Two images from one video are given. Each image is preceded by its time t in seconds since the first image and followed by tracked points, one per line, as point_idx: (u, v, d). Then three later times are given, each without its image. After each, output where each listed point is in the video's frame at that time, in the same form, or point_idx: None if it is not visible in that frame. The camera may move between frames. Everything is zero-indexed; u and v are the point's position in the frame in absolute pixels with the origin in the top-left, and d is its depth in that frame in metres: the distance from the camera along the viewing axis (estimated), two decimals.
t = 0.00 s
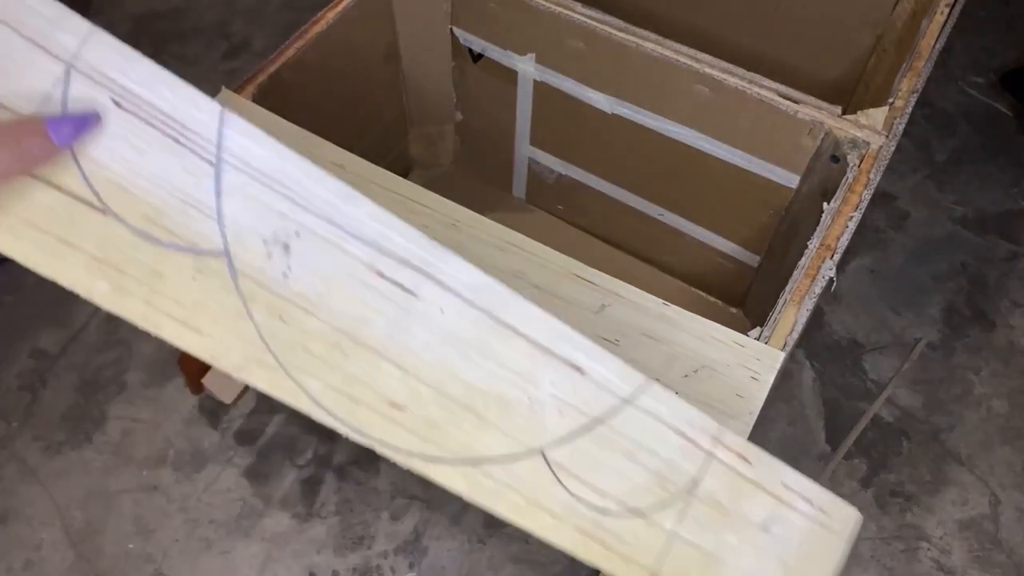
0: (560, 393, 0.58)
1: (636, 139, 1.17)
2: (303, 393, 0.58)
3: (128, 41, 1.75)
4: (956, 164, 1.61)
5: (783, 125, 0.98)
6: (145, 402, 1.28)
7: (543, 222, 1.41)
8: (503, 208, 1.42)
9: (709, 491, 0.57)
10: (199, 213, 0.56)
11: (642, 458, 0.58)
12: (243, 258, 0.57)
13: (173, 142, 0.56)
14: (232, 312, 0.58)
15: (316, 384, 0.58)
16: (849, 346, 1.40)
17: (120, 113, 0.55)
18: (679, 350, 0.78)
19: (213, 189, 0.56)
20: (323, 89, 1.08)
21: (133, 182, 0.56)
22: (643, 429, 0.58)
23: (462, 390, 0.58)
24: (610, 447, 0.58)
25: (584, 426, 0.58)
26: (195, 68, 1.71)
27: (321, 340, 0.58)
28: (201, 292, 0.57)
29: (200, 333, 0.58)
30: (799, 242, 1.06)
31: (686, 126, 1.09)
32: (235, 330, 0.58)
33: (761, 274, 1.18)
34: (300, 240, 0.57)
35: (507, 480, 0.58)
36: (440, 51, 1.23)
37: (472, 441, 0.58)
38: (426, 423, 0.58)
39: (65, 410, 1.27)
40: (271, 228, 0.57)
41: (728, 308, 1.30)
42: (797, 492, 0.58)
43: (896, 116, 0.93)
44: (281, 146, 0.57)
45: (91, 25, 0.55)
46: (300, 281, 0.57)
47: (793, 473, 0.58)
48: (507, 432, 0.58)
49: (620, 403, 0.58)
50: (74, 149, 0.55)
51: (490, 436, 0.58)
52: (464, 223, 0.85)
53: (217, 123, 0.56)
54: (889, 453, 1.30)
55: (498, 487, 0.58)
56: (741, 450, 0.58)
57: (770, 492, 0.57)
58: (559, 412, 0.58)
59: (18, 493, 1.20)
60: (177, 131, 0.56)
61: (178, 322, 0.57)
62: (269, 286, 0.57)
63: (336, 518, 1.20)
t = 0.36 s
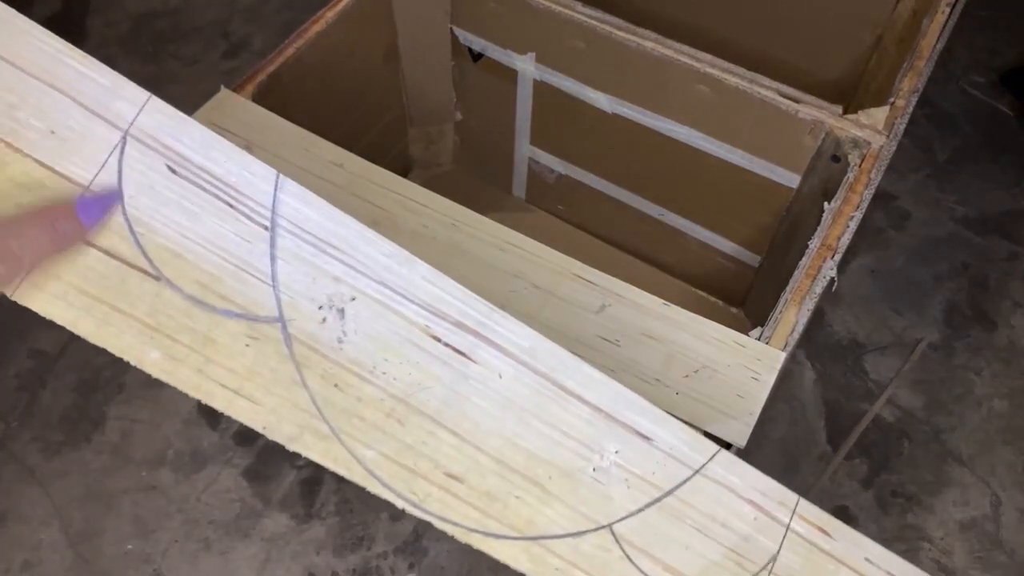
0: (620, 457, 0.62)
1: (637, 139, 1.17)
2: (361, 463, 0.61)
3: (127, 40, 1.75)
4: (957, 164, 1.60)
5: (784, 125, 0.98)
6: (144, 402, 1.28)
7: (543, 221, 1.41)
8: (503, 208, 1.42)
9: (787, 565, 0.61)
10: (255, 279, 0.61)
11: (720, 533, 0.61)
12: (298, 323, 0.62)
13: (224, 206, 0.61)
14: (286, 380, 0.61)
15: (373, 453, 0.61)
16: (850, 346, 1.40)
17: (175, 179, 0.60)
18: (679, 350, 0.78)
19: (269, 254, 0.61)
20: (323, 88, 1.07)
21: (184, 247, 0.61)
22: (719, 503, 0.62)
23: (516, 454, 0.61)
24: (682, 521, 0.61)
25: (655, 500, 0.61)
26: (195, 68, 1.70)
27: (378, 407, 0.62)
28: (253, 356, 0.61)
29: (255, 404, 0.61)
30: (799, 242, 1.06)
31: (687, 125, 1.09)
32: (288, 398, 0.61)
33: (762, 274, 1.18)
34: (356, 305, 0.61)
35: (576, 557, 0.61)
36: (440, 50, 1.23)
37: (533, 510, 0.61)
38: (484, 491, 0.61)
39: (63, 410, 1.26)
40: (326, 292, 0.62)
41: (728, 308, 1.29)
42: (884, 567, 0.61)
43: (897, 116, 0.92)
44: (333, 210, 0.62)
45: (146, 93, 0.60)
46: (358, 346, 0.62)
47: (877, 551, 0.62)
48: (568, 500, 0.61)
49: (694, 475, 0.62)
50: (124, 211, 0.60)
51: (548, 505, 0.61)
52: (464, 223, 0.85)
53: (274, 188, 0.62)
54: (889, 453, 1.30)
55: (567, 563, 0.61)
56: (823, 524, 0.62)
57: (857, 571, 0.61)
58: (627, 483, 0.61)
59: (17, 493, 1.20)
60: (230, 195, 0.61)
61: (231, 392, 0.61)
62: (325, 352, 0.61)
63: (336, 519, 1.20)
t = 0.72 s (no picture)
0: (619, 432, 0.62)
1: (637, 138, 1.17)
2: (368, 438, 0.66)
3: (127, 40, 1.75)
4: (957, 164, 1.60)
5: (783, 125, 0.98)
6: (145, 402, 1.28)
7: (543, 222, 1.41)
8: (503, 208, 1.42)
9: (791, 533, 0.60)
10: (253, 258, 0.64)
11: (722, 503, 0.61)
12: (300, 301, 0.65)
13: (219, 185, 0.63)
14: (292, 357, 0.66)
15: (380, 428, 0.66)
16: (850, 346, 1.40)
17: (169, 160, 0.63)
18: (680, 350, 0.77)
19: (267, 235, 0.63)
20: (323, 88, 1.07)
21: (179, 227, 0.65)
22: (722, 473, 0.61)
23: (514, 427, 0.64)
24: (686, 491, 0.61)
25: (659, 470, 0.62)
26: (195, 68, 1.70)
27: (380, 383, 0.64)
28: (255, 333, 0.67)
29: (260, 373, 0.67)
30: (799, 242, 1.06)
31: (686, 125, 1.09)
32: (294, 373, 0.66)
33: (762, 274, 1.18)
34: (354, 282, 0.63)
35: (579, 525, 0.64)
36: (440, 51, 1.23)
37: (534, 481, 0.64)
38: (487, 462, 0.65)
39: (64, 410, 1.26)
40: (325, 271, 0.63)
41: (727, 308, 1.29)
42: (890, 533, 0.60)
43: (897, 116, 0.92)
44: (327, 188, 0.63)
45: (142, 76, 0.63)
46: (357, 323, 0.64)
47: (884, 517, 0.60)
48: (569, 471, 0.63)
49: (695, 446, 0.61)
50: (123, 194, 0.65)
51: (551, 476, 0.63)
52: (465, 223, 0.85)
53: (269, 168, 0.63)
54: (889, 453, 1.30)
55: (570, 531, 0.64)
56: (829, 492, 0.61)
57: (861, 538, 0.60)
58: (627, 453, 0.62)
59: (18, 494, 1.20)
60: (225, 175, 0.63)
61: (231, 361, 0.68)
62: (322, 328, 0.65)
63: (336, 519, 1.20)
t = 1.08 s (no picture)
0: (595, 397, 0.62)
1: (637, 138, 1.17)
2: (351, 403, 0.62)
3: (127, 40, 1.75)
4: (958, 164, 1.60)
5: (784, 125, 0.98)
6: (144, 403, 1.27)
7: (543, 222, 1.41)
8: (503, 208, 1.42)
9: (763, 490, 0.64)
10: (243, 231, 0.61)
11: (695, 460, 0.63)
12: (286, 271, 0.61)
13: (207, 159, 0.60)
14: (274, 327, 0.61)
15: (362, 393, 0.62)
16: (851, 346, 1.39)
17: (157, 135, 0.60)
18: (680, 350, 0.77)
19: (253, 207, 0.61)
20: (323, 88, 1.07)
21: (171, 200, 0.60)
22: (695, 433, 0.63)
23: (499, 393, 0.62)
24: (660, 450, 0.63)
25: (631, 431, 0.62)
26: (195, 68, 1.70)
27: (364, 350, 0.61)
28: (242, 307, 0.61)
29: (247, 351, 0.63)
30: (800, 242, 1.05)
31: (686, 125, 1.08)
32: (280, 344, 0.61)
33: (762, 274, 1.17)
34: (340, 253, 0.61)
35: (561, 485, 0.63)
36: (440, 51, 1.23)
37: (519, 443, 0.62)
38: (471, 426, 0.62)
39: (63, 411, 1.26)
40: (310, 242, 0.61)
41: (728, 308, 1.29)
42: (850, 487, 0.66)
43: (899, 116, 0.92)
44: (312, 160, 0.62)
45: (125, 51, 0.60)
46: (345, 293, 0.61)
47: (846, 474, 0.66)
48: (552, 433, 0.62)
49: (669, 406, 0.63)
50: (111, 167, 0.60)
51: (535, 438, 0.62)
52: (464, 223, 0.85)
53: (254, 142, 0.61)
54: (890, 454, 1.29)
55: (554, 492, 0.63)
56: (795, 451, 0.65)
57: (826, 490, 0.65)
58: (606, 416, 0.62)
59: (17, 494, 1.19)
60: (211, 148, 0.60)
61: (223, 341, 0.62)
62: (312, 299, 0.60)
63: (335, 519, 1.19)
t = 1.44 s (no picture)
0: (613, 425, 0.62)
1: (637, 140, 1.17)
2: (364, 427, 0.62)
3: (126, 40, 1.75)
4: (958, 164, 1.60)
5: (783, 125, 0.98)
6: (144, 402, 1.27)
7: (543, 222, 1.40)
8: (503, 208, 1.42)
9: (784, 526, 0.62)
10: (260, 248, 0.60)
11: (715, 495, 0.62)
12: (301, 290, 0.61)
13: (227, 176, 0.59)
14: (288, 346, 0.62)
15: (376, 417, 0.62)
16: (851, 346, 1.39)
17: (176, 150, 0.59)
18: (680, 350, 0.77)
19: (271, 225, 0.60)
20: (322, 88, 1.07)
21: (188, 216, 0.60)
22: (715, 465, 0.62)
23: (513, 417, 0.61)
24: (679, 482, 0.62)
25: (652, 463, 0.62)
26: (195, 68, 1.70)
27: (379, 372, 0.62)
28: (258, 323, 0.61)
29: (259, 367, 0.62)
30: (799, 242, 1.05)
31: (686, 125, 1.08)
32: (291, 361, 0.62)
33: (762, 274, 1.18)
34: (357, 273, 0.60)
35: (575, 515, 0.62)
36: (440, 51, 1.23)
37: (532, 472, 0.62)
38: (484, 453, 0.62)
39: (63, 410, 1.26)
40: (328, 260, 0.60)
41: (728, 308, 1.29)
42: (880, 529, 0.63)
43: (898, 116, 0.93)
44: (333, 179, 0.61)
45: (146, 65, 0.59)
46: (360, 313, 0.61)
47: (873, 513, 0.63)
48: (566, 461, 0.62)
49: (690, 438, 0.62)
50: (130, 181, 0.59)
51: (548, 467, 0.62)
52: (464, 223, 0.85)
53: (274, 159, 0.60)
54: (890, 454, 1.29)
55: (566, 522, 0.62)
56: (820, 487, 0.63)
57: (852, 530, 0.63)
58: (624, 446, 0.62)
59: (17, 494, 1.19)
60: (232, 164, 0.60)
61: (236, 356, 0.62)
62: (327, 320, 0.61)
63: (335, 519, 1.20)
